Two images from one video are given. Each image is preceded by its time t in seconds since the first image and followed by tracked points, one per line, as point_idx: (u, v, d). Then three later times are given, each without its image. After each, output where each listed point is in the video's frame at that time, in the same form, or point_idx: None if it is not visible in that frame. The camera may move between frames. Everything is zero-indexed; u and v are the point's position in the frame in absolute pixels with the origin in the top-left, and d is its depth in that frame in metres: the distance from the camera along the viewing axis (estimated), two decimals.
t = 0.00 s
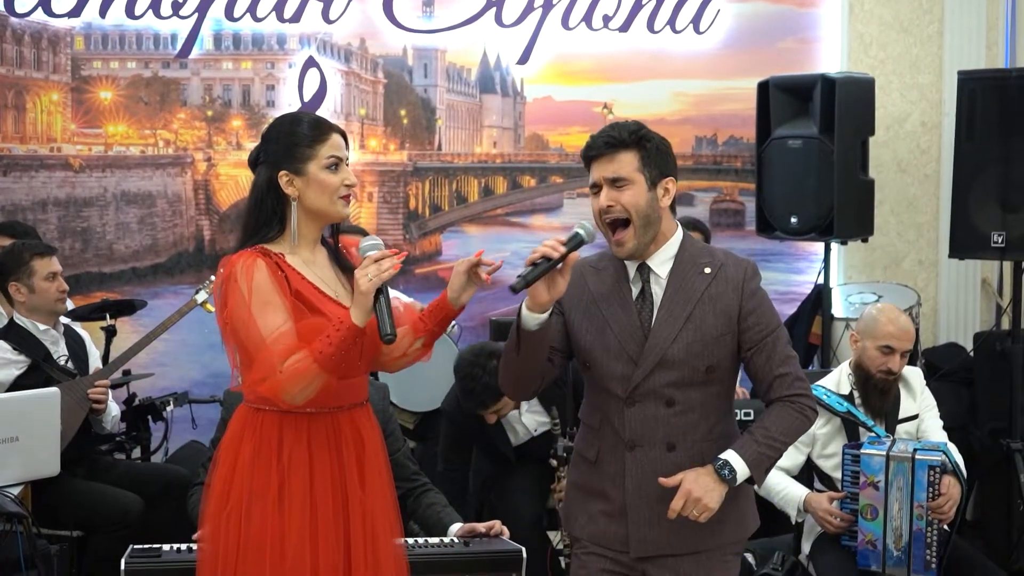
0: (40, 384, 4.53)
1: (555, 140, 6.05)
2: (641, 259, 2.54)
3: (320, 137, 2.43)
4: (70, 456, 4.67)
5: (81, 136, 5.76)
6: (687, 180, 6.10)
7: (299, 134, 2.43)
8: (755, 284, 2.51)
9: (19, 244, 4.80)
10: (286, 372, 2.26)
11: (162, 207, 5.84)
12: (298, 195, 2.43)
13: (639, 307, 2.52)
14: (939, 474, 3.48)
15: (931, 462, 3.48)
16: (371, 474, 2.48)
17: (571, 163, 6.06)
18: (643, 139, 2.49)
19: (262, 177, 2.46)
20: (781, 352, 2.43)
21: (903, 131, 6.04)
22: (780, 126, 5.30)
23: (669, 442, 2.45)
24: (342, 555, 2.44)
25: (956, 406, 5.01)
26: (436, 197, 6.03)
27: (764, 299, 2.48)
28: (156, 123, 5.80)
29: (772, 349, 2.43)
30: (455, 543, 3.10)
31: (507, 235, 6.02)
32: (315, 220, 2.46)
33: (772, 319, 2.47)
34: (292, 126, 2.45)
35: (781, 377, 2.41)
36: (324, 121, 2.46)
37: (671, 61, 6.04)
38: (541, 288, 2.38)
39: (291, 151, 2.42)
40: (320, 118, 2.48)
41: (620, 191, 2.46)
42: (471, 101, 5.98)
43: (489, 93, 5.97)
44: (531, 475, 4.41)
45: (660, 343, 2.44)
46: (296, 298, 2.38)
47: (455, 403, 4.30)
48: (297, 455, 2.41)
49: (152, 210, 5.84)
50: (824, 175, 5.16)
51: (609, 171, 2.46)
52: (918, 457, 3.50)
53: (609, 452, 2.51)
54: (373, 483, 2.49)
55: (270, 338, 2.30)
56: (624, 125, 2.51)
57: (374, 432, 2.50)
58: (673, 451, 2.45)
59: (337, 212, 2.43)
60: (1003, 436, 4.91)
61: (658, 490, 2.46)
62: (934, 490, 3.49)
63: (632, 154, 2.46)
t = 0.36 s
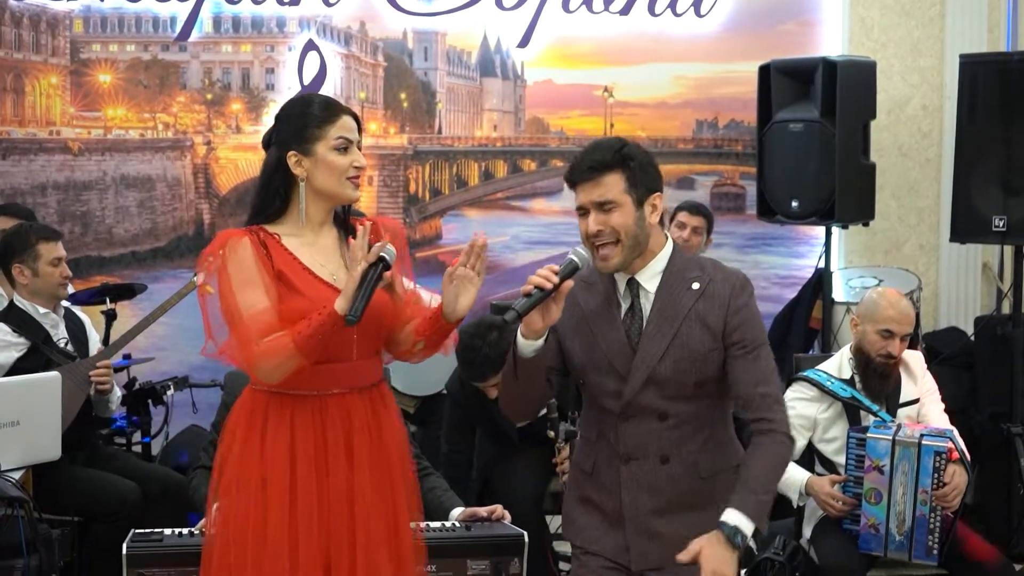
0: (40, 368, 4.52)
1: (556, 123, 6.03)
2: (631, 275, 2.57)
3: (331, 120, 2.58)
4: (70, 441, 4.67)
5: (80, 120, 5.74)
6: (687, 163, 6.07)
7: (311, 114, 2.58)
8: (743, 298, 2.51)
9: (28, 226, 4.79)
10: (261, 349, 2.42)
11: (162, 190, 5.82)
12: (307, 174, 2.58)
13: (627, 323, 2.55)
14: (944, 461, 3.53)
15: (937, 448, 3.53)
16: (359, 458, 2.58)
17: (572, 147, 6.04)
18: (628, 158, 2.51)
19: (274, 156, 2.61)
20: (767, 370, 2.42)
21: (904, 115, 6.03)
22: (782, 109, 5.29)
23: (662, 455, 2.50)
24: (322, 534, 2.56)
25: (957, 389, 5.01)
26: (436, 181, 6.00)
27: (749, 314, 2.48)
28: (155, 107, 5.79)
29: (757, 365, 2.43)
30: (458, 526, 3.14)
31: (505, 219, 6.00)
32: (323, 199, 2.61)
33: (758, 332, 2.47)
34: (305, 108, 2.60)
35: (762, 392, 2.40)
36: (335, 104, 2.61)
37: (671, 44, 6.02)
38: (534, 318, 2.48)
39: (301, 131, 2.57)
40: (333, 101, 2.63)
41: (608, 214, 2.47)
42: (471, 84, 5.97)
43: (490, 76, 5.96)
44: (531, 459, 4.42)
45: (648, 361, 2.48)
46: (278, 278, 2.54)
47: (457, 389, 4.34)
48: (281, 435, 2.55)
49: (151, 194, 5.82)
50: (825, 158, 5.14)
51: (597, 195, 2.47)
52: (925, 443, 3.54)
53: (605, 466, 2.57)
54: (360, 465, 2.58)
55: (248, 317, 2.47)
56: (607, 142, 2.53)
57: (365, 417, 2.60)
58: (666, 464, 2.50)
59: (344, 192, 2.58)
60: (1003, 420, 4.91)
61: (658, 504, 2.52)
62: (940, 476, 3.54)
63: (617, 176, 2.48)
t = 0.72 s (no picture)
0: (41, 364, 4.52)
1: (556, 116, 6.02)
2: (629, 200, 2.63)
3: (352, 115, 2.70)
4: (71, 436, 4.67)
5: (80, 113, 5.72)
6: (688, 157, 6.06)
7: (334, 108, 2.71)
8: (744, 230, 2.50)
9: (29, 221, 4.78)
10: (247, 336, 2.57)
11: (162, 184, 5.81)
12: (324, 165, 2.71)
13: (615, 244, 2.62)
14: (950, 457, 3.55)
15: (944, 443, 3.54)
16: (337, 452, 2.67)
17: (573, 141, 6.03)
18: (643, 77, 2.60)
19: (296, 146, 2.75)
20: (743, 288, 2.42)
21: (905, 108, 6.02)
22: (783, 103, 5.28)
23: (631, 383, 2.56)
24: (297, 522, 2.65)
25: (958, 383, 5.02)
26: (437, 174, 5.99)
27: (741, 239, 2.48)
28: (155, 100, 5.77)
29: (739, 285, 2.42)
30: (459, 520, 3.16)
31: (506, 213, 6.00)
32: (337, 192, 2.72)
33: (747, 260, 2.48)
34: (331, 100, 2.73)
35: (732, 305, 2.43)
36: (362, 100, 2.74)
37: (672, 37, 6.01)
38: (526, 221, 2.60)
39: (322, 123, 2.70)
40: (360, 97, 2.75)
41: (607, 131, 2.57)
42: (472, 77, 5.96)
43: (490, 70, 5.96)
44: (532, 453, 4.42)
45: (626, 280, 2.57)
46: (274, 268, 2.67)
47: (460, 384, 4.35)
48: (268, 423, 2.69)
49: (151, 187, 5.81)
50: (826, 152, 5.13)
51: (601, 111, 2.58)
52: (932, 437, 3.55)
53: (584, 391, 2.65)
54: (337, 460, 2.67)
55: (241, 306, 2.62)
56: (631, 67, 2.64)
57: (348, 413, 2.68)
58: (633, 393, 2.56)
59: (356, 184, 2.69)
60: (1004, 414, 4.92)
61: (631, 434, 2.56)
62: (945, 472, 3.55)
63: (625, 95, 2.57)
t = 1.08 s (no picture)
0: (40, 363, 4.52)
1: (556, 115, 6.02)
2: (613, 193, 2.71)
3: (365, 113, 2.69)
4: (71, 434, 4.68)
5: (80, 111, 5.71)
6: (688, 155, 6.06)
7: (350, 106, 2.70)
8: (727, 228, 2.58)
9: (23, 220, 4.75)
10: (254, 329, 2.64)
11: (162, 181, 5.81)
12: (338, 164, 2.71)
13: (597, 236, 2.69)
14: (955, 456, 3.55)
15: (949, 442, 3.54)
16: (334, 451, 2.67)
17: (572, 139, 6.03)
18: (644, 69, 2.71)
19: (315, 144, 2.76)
20: (737, 284, 2.44)
21: (905, 106, 6.02)
22: (783, 101, 5.28)
23: (604, 373, 2.60)
24: (293, 518, 2.67)
25: (959, 381, 5.03)
26: (437, 172, 5.99)
27: (723, 235, 2.55)
28: (154, 98, 5.76)
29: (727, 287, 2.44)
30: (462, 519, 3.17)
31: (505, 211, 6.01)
32: (351, 190, 2.73)
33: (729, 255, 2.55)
34: (350, 98, 2.72)
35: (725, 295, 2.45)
36: (381, 99, 2.73)
37: (672, 36, 6.01)
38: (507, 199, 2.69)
39: (337, 122, 2.71)
40: (380, 95, 2.74)
41: (593, 117, 2.68)
42: (472, 75, 5.95)
43: (490, 67, 5.96)
44: (532, 451, 4.42)
45: (607, 272, 2.61)
46: (290, 263, 2.71)
47: (460, 382, 4.36)
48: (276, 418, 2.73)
49: (151, 185, 5.81)
50: (827, 150, 5.13)
51: (591, 99, 2.69)
52: (937, 436, 3.55)
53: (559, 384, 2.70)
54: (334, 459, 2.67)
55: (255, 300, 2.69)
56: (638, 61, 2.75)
57: (348, 413, 2.68)
58: (607, 382, 2.60)
59: (367, 183, 2.68)
60: (1004, 412, 4.92)
61: (599, 426, 2.61)
62: (949, 471, 3.56)
63: (615, 83, 2.68)
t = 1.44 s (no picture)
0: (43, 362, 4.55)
1: (557, 114, 6.02)
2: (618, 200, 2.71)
3: (375, 115, 2.70)
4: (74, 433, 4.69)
5: (81, 111, 5.71)
6: (689, 155, 6.07)
7: (364, 108, 2.72)
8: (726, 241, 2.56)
9: (21, 220, 4.73)
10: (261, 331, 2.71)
11: (163, 181, 5.81)
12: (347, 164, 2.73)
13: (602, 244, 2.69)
14: (962, 458, 3.55)
15: (956, 444, 3.54)
16: (332, 450, 2.68)
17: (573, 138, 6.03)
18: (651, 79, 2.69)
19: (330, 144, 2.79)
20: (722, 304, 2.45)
21: (906, 106, 6.02)
22: (784, 101, 5.29)
23: (609, 383, 2.60)
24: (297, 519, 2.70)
25: (959, 380, 5.04)
26: (437, 172, 5.99)
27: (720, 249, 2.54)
28: (155, 97, 5.76)
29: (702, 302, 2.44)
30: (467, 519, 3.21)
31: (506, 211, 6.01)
32: (359, 190, 2.74)
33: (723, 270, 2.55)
34: (366, 99, 2.74)
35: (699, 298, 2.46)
36: (396, 102, 2.73)
37: (673, 36, 6.01)
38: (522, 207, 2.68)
39: (350, 123, 2.73)
40: (395, 98, 2.75)
41: (601, 126, 2.65)
42: (473, 75, 5.95)
43: (490, 67, 5.95)
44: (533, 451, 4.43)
45: (610, 278, 2.62)
46: (301, 262, 2.75)
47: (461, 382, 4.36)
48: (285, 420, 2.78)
49: (152, 184, 5.80)
50: (827, 150, 5.14)
51: (597, 105, 2.66)
52: (944, 438, 3.55)
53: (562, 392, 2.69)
54: (333, 457, 2.68)
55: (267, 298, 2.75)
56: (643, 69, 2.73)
57: (345, 410, 2.69)
58: (612, 393, 2.60)
59: (372, 184, 2.70)
60: (1005, 412, 4.92)
61: (602, 439, 2.60)
62: (955, 472, 3.56)
63: (622, 91, 2.66)
